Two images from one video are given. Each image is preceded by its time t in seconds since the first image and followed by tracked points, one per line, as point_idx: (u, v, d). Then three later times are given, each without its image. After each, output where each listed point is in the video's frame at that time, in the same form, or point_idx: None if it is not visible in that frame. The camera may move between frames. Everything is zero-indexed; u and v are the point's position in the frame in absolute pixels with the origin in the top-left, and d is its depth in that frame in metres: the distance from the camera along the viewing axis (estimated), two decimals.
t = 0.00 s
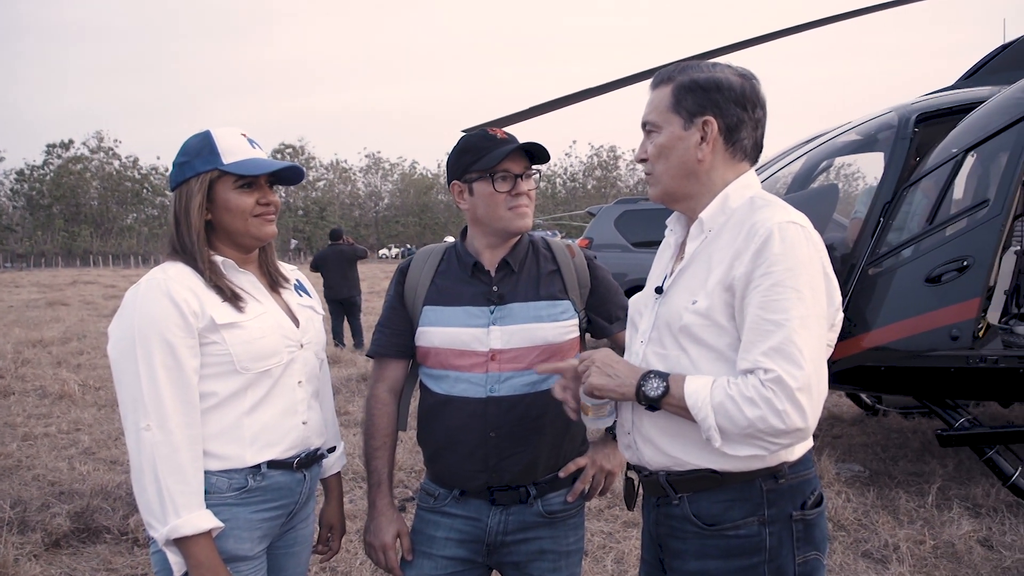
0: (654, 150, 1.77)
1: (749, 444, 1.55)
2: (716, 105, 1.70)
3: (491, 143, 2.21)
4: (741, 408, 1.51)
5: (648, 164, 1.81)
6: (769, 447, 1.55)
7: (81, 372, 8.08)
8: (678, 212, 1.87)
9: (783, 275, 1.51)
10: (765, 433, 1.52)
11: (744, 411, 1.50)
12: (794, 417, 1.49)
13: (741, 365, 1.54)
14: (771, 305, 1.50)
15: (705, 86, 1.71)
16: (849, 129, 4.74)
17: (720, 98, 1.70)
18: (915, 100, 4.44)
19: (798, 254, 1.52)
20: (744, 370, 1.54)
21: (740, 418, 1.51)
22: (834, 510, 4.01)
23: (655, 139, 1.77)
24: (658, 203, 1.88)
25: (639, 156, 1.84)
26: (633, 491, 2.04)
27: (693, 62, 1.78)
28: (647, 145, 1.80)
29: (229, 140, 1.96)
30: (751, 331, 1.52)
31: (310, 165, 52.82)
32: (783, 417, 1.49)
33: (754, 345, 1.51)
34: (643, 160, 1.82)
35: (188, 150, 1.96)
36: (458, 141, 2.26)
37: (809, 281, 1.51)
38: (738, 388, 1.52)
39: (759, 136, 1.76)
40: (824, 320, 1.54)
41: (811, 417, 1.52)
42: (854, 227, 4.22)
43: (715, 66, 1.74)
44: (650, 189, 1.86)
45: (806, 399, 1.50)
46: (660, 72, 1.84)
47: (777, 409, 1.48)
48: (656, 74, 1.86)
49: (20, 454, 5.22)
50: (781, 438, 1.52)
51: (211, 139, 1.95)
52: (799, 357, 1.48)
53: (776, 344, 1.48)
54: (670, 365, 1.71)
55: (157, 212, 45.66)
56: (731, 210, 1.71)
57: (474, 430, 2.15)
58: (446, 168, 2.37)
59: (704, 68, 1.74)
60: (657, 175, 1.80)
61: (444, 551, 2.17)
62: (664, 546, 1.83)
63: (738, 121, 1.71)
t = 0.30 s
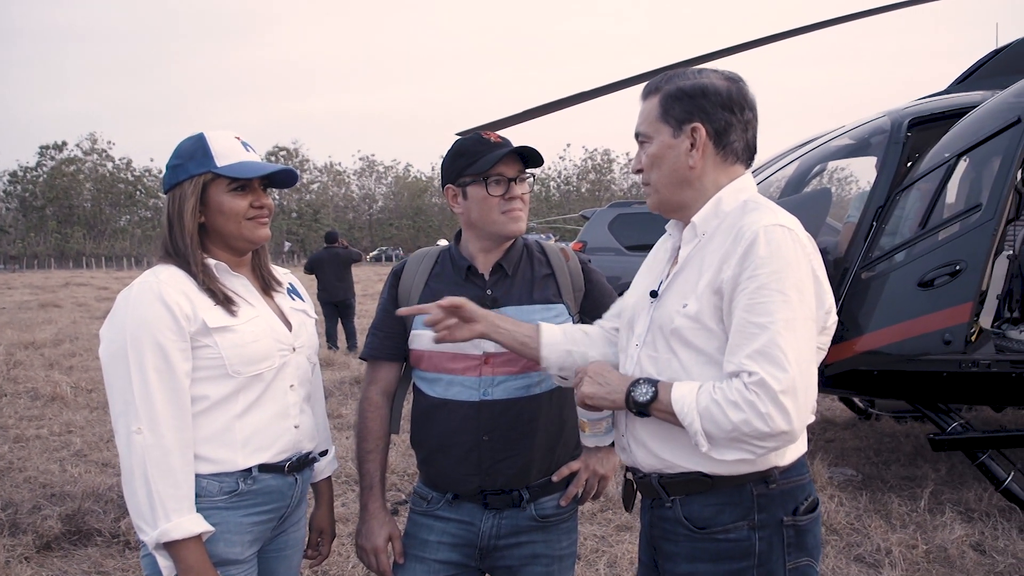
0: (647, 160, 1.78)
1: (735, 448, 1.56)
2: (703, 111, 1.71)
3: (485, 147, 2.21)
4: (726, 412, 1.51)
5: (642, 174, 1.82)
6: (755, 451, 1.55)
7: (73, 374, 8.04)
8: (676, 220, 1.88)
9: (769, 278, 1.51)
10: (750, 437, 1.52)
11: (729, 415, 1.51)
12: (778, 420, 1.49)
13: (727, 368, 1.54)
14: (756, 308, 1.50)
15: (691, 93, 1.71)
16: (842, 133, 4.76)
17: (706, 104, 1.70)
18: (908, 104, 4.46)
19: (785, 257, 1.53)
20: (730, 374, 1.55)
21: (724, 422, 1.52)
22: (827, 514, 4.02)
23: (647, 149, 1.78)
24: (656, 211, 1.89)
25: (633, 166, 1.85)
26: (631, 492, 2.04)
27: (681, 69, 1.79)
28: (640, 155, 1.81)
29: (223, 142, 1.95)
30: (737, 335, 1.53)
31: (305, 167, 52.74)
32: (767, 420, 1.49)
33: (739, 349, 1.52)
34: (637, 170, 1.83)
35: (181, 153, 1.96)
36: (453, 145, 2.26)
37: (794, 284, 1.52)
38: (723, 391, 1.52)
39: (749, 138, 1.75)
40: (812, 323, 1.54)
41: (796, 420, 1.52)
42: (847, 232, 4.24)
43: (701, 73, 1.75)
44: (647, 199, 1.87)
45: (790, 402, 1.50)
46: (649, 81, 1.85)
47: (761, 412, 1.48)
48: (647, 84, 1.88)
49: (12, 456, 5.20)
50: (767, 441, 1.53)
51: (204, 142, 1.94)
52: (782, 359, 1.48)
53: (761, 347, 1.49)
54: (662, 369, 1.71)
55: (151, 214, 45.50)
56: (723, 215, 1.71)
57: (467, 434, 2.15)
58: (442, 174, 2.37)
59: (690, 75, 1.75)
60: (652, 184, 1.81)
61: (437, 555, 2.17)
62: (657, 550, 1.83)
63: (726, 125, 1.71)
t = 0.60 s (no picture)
0: (637, 163, 1.79)
1: (744, 454, 1.56)
2: (692, 117, 1.71)
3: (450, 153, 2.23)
4: (734, 418, 1.51)
5: (633, 177, 1.82)
6: (764, 456, 1.55)
7: (69, 376, 8.02)
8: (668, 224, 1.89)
9: (772, 283, 1.51)
10: (759, 442, 1.52)
11: (737, 421, 1.51)
12: (788, 425, 1.50)
13: (733, 374, 1.54)
14: (761, 312, 1.51)
15: (681, 98, 1.72)
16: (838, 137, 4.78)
17: (696, 109, 1.71)
18: (904, 108, 4.48)
19: (787, 261, 1.53)
20: (735, 380, 1.55)
21: (733, 428, 1.52)
22: (823, 518, 4.02)
23: (637, 152, 1.79)
24: (646, 214, 1.89)
25: (624, 169, 1.86)
26: (622, 500, 2.04)
27: (673, 74, 1.80)
28: (630, 159, 1.82)
29: (221, 146, 1.96)
30: (742, 339, 1.53)
31: (302, 170, 52.71)
32: (777, 425, 1.49)
33: (745, 354, 1.52)
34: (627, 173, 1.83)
35: (180, 155, 1.96)
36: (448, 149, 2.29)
37: (797, 288, 1.52)
38: (731, 398, 1.52)
39: (739, 143, 1.76)
40: (814, 327, 1.55)
41: (804, 425, 1.53)
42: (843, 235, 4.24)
43: (692, 77, 1.75)
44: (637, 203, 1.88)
45: (799, 407, 1.51)
46: (640, 85, 1.86)
47: (770, 417, 1.49)
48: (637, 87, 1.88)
49: (7, 459, 5.18)
50: (776, 446, 1.53)
51: (202, 145, 1.94)
52: (790, 364, 1.49)
53: (768, 352, 1.49)
54: (661, 374, 1.72)
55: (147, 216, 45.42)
56: (719, 219, 1.72)
57: (463, 438, 2.15)
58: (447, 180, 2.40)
59: (682, 79, 1.76)
60: (641, 188, 1.82)
61: (433, 558, 2.17)
62: (655, 555, 1.84)
63: (715, 130, 1.72)
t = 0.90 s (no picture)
0: (634, 163, 1.78)
1: (738, 455, 1.55)
2: (691, 117, 1.71)
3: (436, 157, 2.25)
4: (728, 419, 1.51)
5: (629, 177, 1.82)
6: (758, 457, 1.55)
7: (70, 380, 8.02)
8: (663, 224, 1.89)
9: (766, 283, 1.51)
10: (753, 443, 1.52)
11: (732, 421, 1.51)
12: (782, 426, 1.50)
13: (728, 375, 1.54)
14: (755, 313, 1.51)
15: (680, 98, 1.72)
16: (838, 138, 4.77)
17: (694, 109, 1.71)
18: (904, 109, 4.48)
19: (781, 262, 1.53)
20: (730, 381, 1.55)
21: (727, 428, 1.52)
22: (824, 520, 4.02)
23: (634, 152, 1.79)
24: (642, 215, 1.89)
25: (620, 169, 1.86)
26: (620, 501, 2.04)
27: (671, 74, 1.80)
28: (627, 159, 1.82)
29: (222, 148, 1.96)
30: (735, 340, 1.53)
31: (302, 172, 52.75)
32: (771, 426, 1.49)
33: (739, 355, 1.52)
34: (624, 173, 1.83)
35: (180, 158, 1.96)
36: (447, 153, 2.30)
37: (791, 289, 1.52)
38: (725, 399, 1.52)
39: (737, 144, 1.76)
40: (809, 328, 1.55)
41: (798, 426, 1.52)
42: (844, 236, 4.25)
43: (691, 78, 1.75)
44: (633, 203, 1.87)
45: (793, 408, 1.51)
46: (638, 86, 1.86)
47: (764, 418, 1.49)
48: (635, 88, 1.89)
49: (9, 462, 5.18)
50: (770, 447, 1.53)
51: (203, 148, 1.94)
52: (785, 365, 1.49)
53: (761, 353, 1.49)
54: (656, 376, 1.71)
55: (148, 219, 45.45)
56: (713, 220, 1.72)
57: (461, 441, 2.15)
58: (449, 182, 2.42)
59: (681, 80, 1.76)
60: (638, 188, 1.82)
61: (432, 561, 2.17)
62: (651, 558, 1.83)
63: (713, 131, 1.72)
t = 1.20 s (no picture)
0: (637, 164, 1.79)
1: (733, 460, 1.55)
2: (695, 119, 1.71)
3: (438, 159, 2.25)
4: (723, 424, 1.51)
5: (632, 179, 1.82)
6: (753, 462, 1.55)
7: (72, 380, 8.03)
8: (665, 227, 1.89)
9: (764, 288, 1.51)
10: (748, 449, 1.52)
11: (726, 427, 1.51)
12: (777, 432, 1.49)
13: (724, 380, 1.54)
14: (753, 318, 1.50)
15: (684, 100, 1.72)
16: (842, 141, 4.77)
17: (698, 111, 1.71)
18: (907, 112, 4.47)
19: (780, 267, 1.53)
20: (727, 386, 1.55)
21: (722, 434, 1.51)
22: (825, 523, 4.01)
23: (637, 154, 1.79)
24: (644, 217, 1.89)
25: (623, 170, 1.86)
26: (620, 504, 2.04)
27: (675, 76, 1.80)
28: (630, 160, 1.82)
29: (223, 150, 1.96)
30: (732, 345, 1.53)
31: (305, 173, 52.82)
32: (765, 433, 1.49)
33: (736, 360, 1.52)
34: (627, 175, 1.83)
35: (181, 160, 1.96)
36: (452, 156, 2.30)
37: (789, 294, 1.52)
38: (720, 404, 1.52)
39: (741, 147, 1.76)
40: (807, 333, 1.54)
41: (794, 432, 1.52)
42: (847, 240, 4.25)
43: (696, 80, 1.75)
44: (636, 206, 1.87)
45: (789, 413, 1.50)
46: (642, 88, 1.86)
47: (759, 424, 1.48)
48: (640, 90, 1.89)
49: (11, 462, 5.19)
50: (765, 453, 1.52)
51: (205, 149, 1.94)
52: (782, 371, 1.48)
53: (758, 359, 1.49)
54: (655, 379, 1.71)
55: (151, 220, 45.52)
56: (713, 224, 1.72)
57: (462, 443, 2.15)
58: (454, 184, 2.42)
59: (685, 82, 1.76)
60: (640, 190, 1.82)
61: (432, 563, 2.17)
62: (650, 561, 1.83)
63: (717, 133, 1.72)
